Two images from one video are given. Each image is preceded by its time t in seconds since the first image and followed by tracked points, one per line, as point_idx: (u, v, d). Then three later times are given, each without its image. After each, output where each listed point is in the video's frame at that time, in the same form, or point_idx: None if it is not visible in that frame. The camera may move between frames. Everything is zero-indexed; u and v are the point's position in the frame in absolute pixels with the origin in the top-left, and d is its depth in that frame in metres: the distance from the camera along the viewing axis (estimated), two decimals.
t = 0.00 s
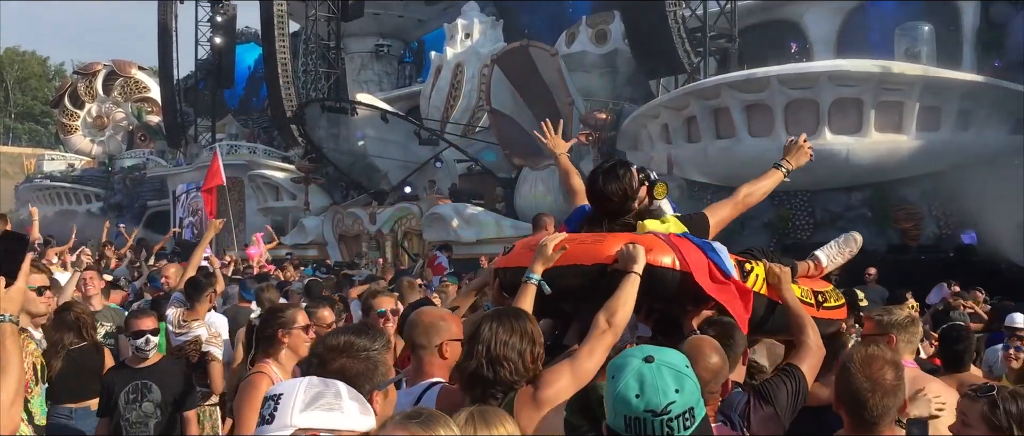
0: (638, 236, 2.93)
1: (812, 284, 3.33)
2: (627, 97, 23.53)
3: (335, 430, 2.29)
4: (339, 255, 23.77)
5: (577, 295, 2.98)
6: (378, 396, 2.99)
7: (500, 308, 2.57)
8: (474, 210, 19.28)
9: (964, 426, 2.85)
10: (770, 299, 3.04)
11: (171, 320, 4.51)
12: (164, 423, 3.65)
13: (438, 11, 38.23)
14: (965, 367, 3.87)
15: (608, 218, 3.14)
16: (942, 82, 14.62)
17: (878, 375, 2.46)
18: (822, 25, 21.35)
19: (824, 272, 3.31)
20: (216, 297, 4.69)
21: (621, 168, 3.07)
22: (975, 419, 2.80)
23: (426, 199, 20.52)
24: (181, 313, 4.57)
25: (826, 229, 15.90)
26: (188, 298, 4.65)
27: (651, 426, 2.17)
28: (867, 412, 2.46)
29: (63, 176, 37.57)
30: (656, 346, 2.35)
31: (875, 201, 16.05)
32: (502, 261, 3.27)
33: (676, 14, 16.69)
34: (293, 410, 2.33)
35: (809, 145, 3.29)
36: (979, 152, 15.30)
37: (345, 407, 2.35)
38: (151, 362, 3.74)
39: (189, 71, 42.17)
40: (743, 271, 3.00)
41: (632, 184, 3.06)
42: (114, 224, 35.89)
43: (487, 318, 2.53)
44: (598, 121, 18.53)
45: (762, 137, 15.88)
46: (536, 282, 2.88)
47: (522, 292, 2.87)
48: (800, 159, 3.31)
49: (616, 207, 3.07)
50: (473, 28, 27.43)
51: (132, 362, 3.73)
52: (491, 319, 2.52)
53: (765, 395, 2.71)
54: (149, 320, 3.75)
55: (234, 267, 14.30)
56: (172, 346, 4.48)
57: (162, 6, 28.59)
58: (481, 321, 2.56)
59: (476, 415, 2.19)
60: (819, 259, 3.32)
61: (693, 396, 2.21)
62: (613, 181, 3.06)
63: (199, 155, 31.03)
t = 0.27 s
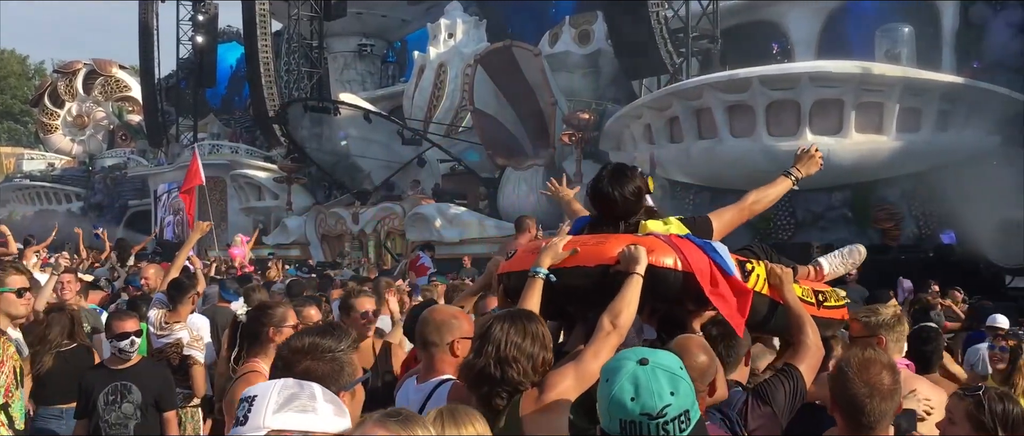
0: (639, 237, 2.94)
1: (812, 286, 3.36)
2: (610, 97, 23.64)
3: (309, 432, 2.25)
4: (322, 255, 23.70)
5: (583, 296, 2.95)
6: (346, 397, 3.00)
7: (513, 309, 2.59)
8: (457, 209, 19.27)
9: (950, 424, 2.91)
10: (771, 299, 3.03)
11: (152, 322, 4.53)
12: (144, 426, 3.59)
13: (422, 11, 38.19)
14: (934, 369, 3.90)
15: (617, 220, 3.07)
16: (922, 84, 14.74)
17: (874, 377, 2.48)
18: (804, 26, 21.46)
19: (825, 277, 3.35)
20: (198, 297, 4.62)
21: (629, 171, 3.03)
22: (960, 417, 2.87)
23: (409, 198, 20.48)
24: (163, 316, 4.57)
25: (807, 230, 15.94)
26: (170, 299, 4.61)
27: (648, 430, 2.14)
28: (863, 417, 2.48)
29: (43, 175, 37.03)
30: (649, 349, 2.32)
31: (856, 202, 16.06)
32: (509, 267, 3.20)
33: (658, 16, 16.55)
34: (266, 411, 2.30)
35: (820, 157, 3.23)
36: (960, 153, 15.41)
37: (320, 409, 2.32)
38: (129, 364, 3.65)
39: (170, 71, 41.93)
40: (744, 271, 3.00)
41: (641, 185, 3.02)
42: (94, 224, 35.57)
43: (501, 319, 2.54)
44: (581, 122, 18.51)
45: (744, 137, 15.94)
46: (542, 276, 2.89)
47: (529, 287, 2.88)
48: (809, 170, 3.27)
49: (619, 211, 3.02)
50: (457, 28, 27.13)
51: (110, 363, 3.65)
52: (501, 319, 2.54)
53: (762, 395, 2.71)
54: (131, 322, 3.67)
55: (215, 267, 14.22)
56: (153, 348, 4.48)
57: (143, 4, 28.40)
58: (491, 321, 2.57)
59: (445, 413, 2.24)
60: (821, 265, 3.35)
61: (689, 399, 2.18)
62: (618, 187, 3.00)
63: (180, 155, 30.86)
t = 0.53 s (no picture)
0: (643, 239, 2.94)
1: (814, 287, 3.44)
2: (593, 97, 23.80)
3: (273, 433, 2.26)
4: (304, 255, 23.62)
5: (589, 296, 2.97)
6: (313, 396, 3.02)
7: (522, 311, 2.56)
8: (440, 209, 19.28)
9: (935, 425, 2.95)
10: (775, 299, 3.08)
11: (134, 323, 4.42)
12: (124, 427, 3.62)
13: (404, 11, 38.11)
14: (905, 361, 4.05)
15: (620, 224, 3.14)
16: (903, 85, 14.86)
17: (870, 378, 2.53)
18: (786, 27, 21.53)
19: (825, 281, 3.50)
20: (179, 298, 4.62)
21: (626, 176, 3.10)
22: (944, 417, 2.91)
23: (392, 198, 20.43)
24: (144, 316, 4.49)
25: (788, 230, 15.74)
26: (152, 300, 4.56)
27: None
28: (861, 423, 2.51)
29: (24, 176, 37.33)
30: (648, 354, 2.36)
31: (838, 202, 16.08)
32: (513, 265, 3.26)
33: (642, 15, 16.77)
34: (232, 413, 2.28)
35: (827, 151, 3.29)
36: (940, 153, 15.51)
37: (287, 409, 2.32)
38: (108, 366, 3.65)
39: (152, 70, 41.67)
40: (747, 272, 3.01)
41: (640, 188, 3.10)
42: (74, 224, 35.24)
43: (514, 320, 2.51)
44: (564, 121, 18.20)
45: (726, 138, 16.02)
46: (555, 276, 2.87)
47: (542, 289, 2.86)
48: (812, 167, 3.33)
49: (622, 214, 3.10)
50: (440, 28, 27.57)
51: (88, 365, 3.64)
52: (509, 321, 2.51)
53: (767, 398, 2.74)
54: (113, 324, 3.64)
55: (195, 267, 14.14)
56: (134, 349, 4.39)
57: (123, 3, 28.19)
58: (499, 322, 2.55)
59: (414, 414, 2.29)
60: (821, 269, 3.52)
61: (690, 407, 2.24)
62: (618, 192, 3.07)
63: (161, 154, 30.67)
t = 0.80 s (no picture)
0: (647, 238, 3.11)
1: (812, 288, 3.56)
2: (577, 98, 23.78)
3: (220, 430, 2.20)
4: (287, 255, 23.58)
5: (593, 294, 3.19)
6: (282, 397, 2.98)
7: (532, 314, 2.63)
8: (424, 209, 19.28)
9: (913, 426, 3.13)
10: (777, 302, 3.20)
11: (115, 323, 4.56)
12: (104, 428, 3.61)
13: (388, 10, 38.13)
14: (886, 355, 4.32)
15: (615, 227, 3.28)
16: (883, 86, 15.00)
17: (862, 377, 2.56)
18: (768, 28, 21.69)
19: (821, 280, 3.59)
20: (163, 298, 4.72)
21: (624, 178, 3.23)
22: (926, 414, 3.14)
23: (375, 198, 20.42)
24: (126, 316, 4.62)
25: (769, 230, 15.83)
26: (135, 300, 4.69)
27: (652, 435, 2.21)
28: (855, 422, 2.54)
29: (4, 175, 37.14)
30: (646, 352, 2.39)
31: (817, 201, 16.10)
32: (520, 264, 3.46)
33: (624, 16, 16.84)
34: (175, 411, 2.21)
35: (817, 146, 3.39)
36: (920, 153, 15.68)
37: (234, 405, 2.26)
38: (87, 366, 3.67)
39: (133, 69, 41.50)
40: (748, 273, 3.17)
41: (632, 198, 3.21)
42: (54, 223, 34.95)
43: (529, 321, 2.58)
44: (547, 121, 18.17)
45: (708, 138, 16.10)
46: (559, 279, 3.03)
47: (546, 289, 3.03)
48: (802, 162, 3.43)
49: (620, 218, 3.24)
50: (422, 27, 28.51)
51: (66, 365, 3.67)
52: (522, 324, 2.58)
53: (778, 402, 2.88)
54: (93, 325, 3.70)
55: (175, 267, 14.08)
56: (116, 349, 4.52)
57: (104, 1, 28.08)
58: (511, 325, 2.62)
59: (386, 416, 2.34)
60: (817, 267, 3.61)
61: (690, 407, 2.27)
62: (614, 195, 3.21)
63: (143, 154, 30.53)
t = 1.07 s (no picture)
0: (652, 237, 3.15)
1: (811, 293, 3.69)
2: (560, 98, 23.74)
3: (144, 427, 2.24)
4: (269, 255, 23.49)
5: (598, 296, 3.21)
6: (250, 397, 2.83)
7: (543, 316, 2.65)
8: (407, 209, 19.29)
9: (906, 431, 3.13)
10: (775, 303, 3.26)
11: (93, 324, 4.48)
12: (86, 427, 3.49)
13: (371, 9, 38.08)
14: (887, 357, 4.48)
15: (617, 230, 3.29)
16: (865, 87, 15.10)
17: (852, 374, 2.55)
18: (750, 29, 21.79)
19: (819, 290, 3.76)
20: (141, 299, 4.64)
21: (620, 184, 3.26)
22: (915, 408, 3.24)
23: (358, 198, 20.37)
24: (103, 316, 4.55)
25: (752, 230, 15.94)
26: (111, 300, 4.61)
27: None
28: (845, 422, 2.54)
29: None
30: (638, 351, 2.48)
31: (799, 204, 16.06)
32: (526, 270, 3.48)
33: (607, 16, 16.85)
34: (95, 408, 2.25)
35: (805, 164, 3.41)
36: (900, 153, 15.80)
37: (158, 398, 2.29)
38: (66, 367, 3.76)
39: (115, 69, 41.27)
40: (752, 274, 3.25)
41: (633, 201, 3.25)
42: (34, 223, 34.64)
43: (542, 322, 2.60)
44: (531, 121, 18.17)
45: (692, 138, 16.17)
46: (567, 287, 3.05)
47: (556, 297, 3.03)
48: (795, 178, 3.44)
49: (622, 223, 3.26)
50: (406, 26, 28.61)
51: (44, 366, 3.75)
52: (536, 327, 2.59)
53: (774, 396, 2.81)
54: (72, 325, 3.79)
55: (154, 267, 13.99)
56: (94, 350, 4.45)
57: None
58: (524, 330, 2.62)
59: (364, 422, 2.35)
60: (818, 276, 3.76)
61: (682, 405, 2.36)
62: (613, 198, 3.25)
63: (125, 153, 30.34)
